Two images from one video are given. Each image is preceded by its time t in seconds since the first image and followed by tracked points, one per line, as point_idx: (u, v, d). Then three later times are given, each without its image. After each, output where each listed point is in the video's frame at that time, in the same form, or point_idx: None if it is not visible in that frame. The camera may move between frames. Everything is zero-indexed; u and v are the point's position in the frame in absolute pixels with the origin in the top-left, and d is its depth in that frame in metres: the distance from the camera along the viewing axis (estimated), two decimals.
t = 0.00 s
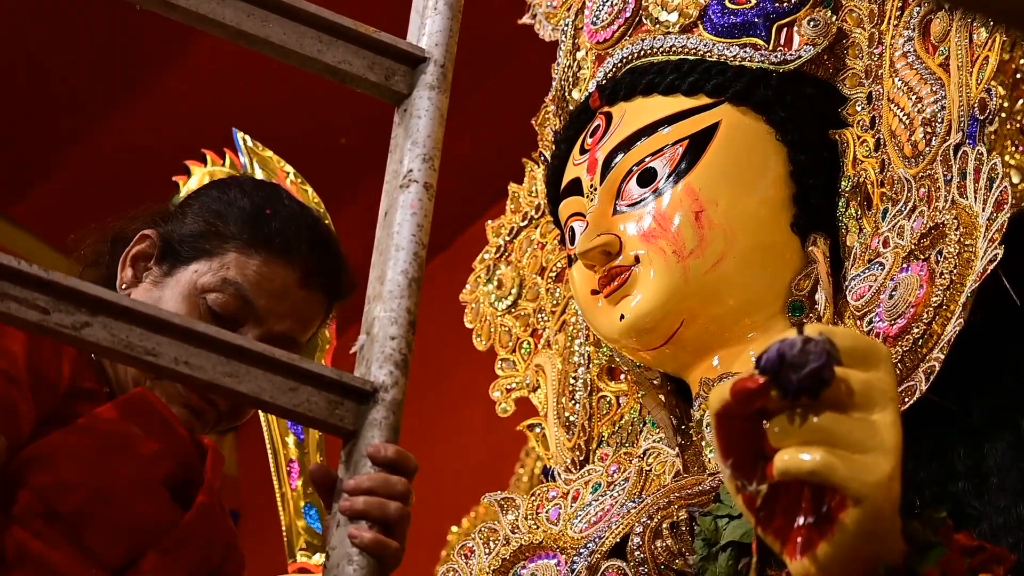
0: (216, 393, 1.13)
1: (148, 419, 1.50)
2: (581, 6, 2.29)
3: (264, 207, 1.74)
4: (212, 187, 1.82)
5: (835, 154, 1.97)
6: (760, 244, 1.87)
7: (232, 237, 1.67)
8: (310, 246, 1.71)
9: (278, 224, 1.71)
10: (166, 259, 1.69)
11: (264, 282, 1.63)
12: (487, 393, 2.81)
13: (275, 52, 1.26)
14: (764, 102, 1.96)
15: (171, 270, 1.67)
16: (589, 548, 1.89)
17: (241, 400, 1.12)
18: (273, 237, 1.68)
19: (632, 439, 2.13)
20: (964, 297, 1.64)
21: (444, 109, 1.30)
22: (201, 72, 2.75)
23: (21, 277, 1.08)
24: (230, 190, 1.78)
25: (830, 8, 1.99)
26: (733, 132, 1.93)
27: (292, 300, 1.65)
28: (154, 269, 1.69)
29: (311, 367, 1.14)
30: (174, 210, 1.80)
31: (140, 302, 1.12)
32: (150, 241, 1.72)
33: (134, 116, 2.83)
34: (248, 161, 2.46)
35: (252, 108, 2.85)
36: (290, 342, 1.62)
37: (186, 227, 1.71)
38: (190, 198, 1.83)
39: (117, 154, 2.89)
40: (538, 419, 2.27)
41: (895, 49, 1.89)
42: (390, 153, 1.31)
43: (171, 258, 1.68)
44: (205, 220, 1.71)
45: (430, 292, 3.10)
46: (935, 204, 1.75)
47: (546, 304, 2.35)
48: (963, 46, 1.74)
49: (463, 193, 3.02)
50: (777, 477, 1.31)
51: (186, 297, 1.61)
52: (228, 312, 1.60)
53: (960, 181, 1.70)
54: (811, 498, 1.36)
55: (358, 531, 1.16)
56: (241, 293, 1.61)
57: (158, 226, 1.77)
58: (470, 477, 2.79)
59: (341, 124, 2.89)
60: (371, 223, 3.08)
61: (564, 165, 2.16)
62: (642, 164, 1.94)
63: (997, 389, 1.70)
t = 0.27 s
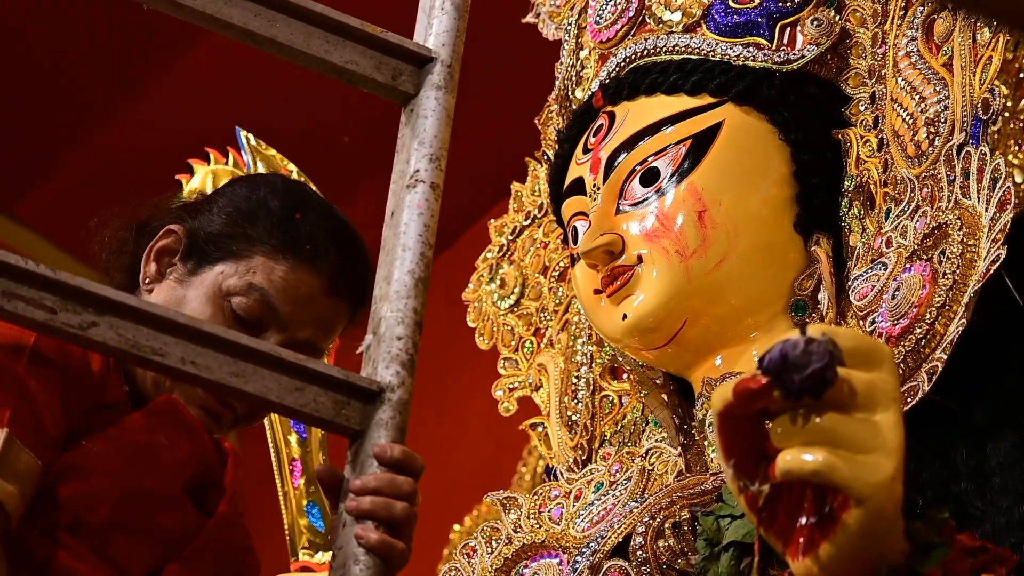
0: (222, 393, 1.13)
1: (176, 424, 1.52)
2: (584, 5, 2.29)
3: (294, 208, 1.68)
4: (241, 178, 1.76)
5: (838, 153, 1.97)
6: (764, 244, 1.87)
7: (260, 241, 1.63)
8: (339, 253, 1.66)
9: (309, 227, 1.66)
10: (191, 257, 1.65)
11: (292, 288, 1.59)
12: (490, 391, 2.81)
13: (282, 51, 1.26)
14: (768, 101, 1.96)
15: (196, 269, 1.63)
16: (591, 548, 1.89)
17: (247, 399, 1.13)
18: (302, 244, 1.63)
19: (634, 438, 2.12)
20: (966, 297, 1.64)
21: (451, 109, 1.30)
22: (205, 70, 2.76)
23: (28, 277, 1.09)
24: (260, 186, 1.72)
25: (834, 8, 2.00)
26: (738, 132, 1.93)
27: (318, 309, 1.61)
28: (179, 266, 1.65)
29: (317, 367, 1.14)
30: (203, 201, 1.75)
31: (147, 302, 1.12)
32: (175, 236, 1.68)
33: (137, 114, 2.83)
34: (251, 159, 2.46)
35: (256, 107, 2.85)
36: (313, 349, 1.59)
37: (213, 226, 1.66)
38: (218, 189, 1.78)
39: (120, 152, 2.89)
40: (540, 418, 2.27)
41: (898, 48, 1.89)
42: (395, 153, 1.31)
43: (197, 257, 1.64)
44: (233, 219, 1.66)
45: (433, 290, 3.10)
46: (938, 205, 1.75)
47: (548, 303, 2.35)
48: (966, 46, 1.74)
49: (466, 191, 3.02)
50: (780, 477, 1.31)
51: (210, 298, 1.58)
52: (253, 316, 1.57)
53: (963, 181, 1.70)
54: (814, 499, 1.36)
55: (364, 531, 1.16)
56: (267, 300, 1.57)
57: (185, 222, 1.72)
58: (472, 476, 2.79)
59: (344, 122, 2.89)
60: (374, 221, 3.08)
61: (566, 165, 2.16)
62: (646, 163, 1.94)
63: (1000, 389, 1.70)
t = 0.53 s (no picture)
0: (223, 391, 1.13)
1: (184, 424, 1.52)
2: (586, 5, 2.29)
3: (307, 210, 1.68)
4: (252, 175, 1.76)
5: (840, 153, 1.97)
6: (764, 244, 1.87)
7: (272, 242, 1.62)
8: (351, 255, 1.67)
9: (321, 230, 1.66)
10: (202, 255, 1.64)
11: (302, 291, 1.59)
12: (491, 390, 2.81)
13: (284, 50, 1.26)
14: (770, 102, 1.95)
15: (207, 268, 1.62)
16: (593, 547, 1.88)
17: (248, 398, 1.12)
18: (314, 247, 1.63)
19: (635, 438, 2.13)
20: (969, 298, 1.64)
21: (453, 107, 1.30)
22: (207, 67, 2.75)
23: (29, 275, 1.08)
24: (271, 185, 1.72)
25: (837, 8, 2.01)
26: (739, 132, 1.93)
27: (328, 311, 1.62)
28: (189, 264, 1.64)
29: (318, 366, 1.14)
30: (212, 197, 1.75)
31: (149, 300, 1.12)
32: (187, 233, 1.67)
33: (139, 111, 2.83)
34: (253, 157, 2.46)
35: (257, 105, 2.85)
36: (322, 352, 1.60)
37: (225, 224, 1.66)
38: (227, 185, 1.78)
39: (122, 150, 2.89)
40: (541, 417, 2.27)
41: (901, 49, 1.89)
42: (397, 152, 1.31)
43: (208, 255, 1.63)
44: (244, 218, 1.66)
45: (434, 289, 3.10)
46: (941, 205, 1.75)
47: (550, 302, 2.35)
48: (970, 47, 1.74)
49: (467, 190, 3.02)
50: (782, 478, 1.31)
51: (221, 298, 1.57)
52: (263, 317, 1.57)
53: (966, 182, 1.70)
54: (816, 499, 1.35)
55: (364, 529, 1.16)
56: (278, 302, 1.57)
57: (195, 218, 1.71)
58: (473, 475, 2.79)
59: (345, 120, 2.89)
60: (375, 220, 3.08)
61: (569, 164, 2.15)
62: (648, 163, 1.94)
63: (1002, 390, 1.70)
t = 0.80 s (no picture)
0: (226, 390, 1.13)
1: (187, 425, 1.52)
2: (589, 4, 2.29)
3: (314, 209, 1.67)
4: (259, 172, 1.75)
5: (843, 152, 1.97)
6: (766, 242, 1.87)
7: (278, 241, 1.62)
8: (357, 253, 1.66)
9: (327, 229, 1.65)
10: (207, 252, 1.64)
11: (307, 292, 1.59)
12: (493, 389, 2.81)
13: (287, 49, 1.26)
14: (774, 101, 1.95)
15: (212, 266, 1.61)
16: (596, 546, 1.88)
17: (251, 397, 1.12)
18: (320, 246, 1.63)
19: (638, 437, 2.13)
20: (972, 297, 1.65)
21: (455, 106, 1.30)
22: (208, 66, 2.75)
23: (32, 273, 1.09)
24: (277, 182, 1.71)
25: (840, 7, 2.00)
26: (741, 131, 1.93)
27: (333, 311, 1.61)
28: (194, 262, 1.64)
29: (321, 364, 1.14)
30: (220, 193, 1.74)
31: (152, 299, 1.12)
32: (193, 230, 1.66)
33: (141, 110, 2.83)
34: (255, 156, 2.46)
35: (258, 104, 2.85)
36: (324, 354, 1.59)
37: (230, 222, 1.66)
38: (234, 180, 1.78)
39: (123, 149, 2.89)
40: (544, 417, 2.27)
41: (904, 48, 1.89)
42: (400, 151, 1.31)
43: (213, 253, 1.63)
44: (250, 216, 1.66)
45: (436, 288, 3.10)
46: (943, 204, 1.75)
47: (553, 301, 2.35)
48: (973, 45, 1.75)
49: (469, 189, 3.02)
50: (786, 476, 1.31)
51: (226, 297, 1.57)
52: (268, 318, 1.57)
53: (969, 181, 1.71)
54: (820, 499, 1.36)
55: (368, 529, 1.16)
56: (283, 302, 1.57)
57: (201, 216, 1.71)
58: (475, 474, 2.79)
59: (347, 119, 2.89)
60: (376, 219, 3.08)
61: (572, 163, 2.16)
62: (651, 162, 1.94)
63: (1005, 388, 1.70)
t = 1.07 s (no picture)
0: (228, 389, 1.13)
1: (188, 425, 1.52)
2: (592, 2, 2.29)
3: (316, 205, 1.67)
4: (263, 167, 1.75)
5: (846, 150, 1.96)
6: (768, 241, 1.87)
7: (278, 237, 1.62)
8: (359, 249, 1.65)
9: (328, 225, 1.64)
10: (208, 249, 1.65)
11: (308, 289, 1.58)
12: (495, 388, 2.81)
13: (290, 48, 1.26)
14: (775, 99, 1.95)
15: (213, 262, 1.62)
16: (598, 545, 1.88)
17: (253, 395, 1.12)
18: (321, 242, 1.62)
19: (641, 436, 2.12)
20: (975, 295, 1.65)
21: (457, 105, 1.30)
22: (210, 66, 2.76)
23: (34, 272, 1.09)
24: (278, 177, 1.71)
25: (843, 5, 1.99)
26: (743, 129, 1.93)
27: (335, 308, 1.61)
28: (195, 258, 1.65)
29: (323, 363, 1.14)
30: (224, 188, 1.75)
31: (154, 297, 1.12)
32: (195, 227, 1.68)
33: (143, 110, 2.84)
34: (257, 155, 2.46)
35: (261, 103, 2.85)
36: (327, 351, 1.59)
37: (231, 219, 1.66)
38: (238, 175, 1.78)
39: (125, 148, 2.90)
40: (547, 415, 2.27)
41: (906, 46, 1.89)
42: (403, 149, 1.31)
43: (215, 249, 1.64)
44: (251, 212, 1.66)
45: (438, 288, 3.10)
46: (946, 202, 1.75)
47: (555, 300, 2.35)
48: (976, 43, 1.75)
49: (472, 189, 3.02)
50: (789, 475, 1.30)
51: (227, 294, 1.57)
52: (268, 314, 1.57)
53: (971, 179, 1.71)
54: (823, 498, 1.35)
55: (370, 527, 1.16)
56: (284, 299, 1.57)
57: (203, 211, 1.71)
58: (477, 474, 2.79)
59: (349, 119, 2.89)
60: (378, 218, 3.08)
61: (574, 162, 2.16)
62: (653, 160, 1.94)
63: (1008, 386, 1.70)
